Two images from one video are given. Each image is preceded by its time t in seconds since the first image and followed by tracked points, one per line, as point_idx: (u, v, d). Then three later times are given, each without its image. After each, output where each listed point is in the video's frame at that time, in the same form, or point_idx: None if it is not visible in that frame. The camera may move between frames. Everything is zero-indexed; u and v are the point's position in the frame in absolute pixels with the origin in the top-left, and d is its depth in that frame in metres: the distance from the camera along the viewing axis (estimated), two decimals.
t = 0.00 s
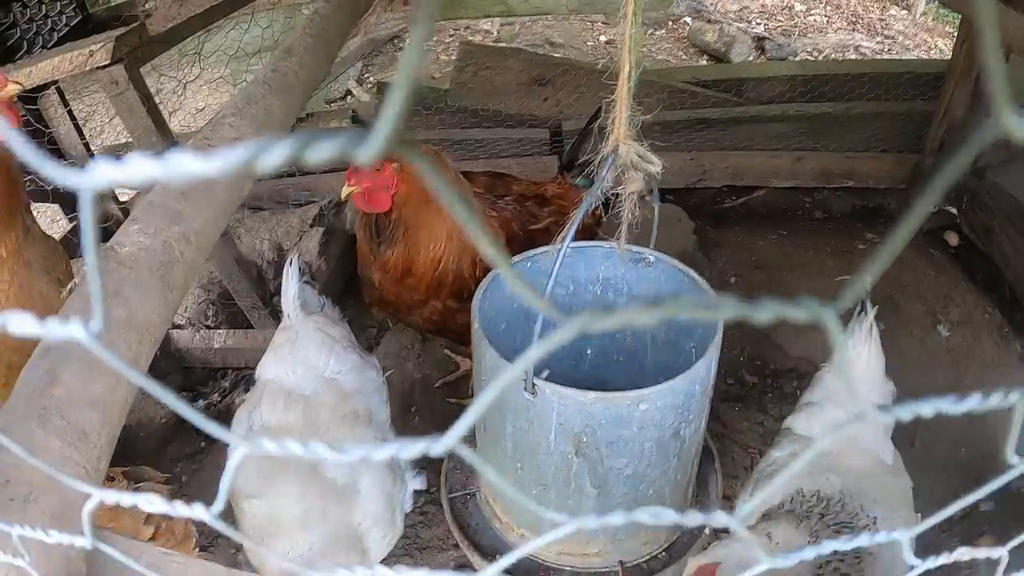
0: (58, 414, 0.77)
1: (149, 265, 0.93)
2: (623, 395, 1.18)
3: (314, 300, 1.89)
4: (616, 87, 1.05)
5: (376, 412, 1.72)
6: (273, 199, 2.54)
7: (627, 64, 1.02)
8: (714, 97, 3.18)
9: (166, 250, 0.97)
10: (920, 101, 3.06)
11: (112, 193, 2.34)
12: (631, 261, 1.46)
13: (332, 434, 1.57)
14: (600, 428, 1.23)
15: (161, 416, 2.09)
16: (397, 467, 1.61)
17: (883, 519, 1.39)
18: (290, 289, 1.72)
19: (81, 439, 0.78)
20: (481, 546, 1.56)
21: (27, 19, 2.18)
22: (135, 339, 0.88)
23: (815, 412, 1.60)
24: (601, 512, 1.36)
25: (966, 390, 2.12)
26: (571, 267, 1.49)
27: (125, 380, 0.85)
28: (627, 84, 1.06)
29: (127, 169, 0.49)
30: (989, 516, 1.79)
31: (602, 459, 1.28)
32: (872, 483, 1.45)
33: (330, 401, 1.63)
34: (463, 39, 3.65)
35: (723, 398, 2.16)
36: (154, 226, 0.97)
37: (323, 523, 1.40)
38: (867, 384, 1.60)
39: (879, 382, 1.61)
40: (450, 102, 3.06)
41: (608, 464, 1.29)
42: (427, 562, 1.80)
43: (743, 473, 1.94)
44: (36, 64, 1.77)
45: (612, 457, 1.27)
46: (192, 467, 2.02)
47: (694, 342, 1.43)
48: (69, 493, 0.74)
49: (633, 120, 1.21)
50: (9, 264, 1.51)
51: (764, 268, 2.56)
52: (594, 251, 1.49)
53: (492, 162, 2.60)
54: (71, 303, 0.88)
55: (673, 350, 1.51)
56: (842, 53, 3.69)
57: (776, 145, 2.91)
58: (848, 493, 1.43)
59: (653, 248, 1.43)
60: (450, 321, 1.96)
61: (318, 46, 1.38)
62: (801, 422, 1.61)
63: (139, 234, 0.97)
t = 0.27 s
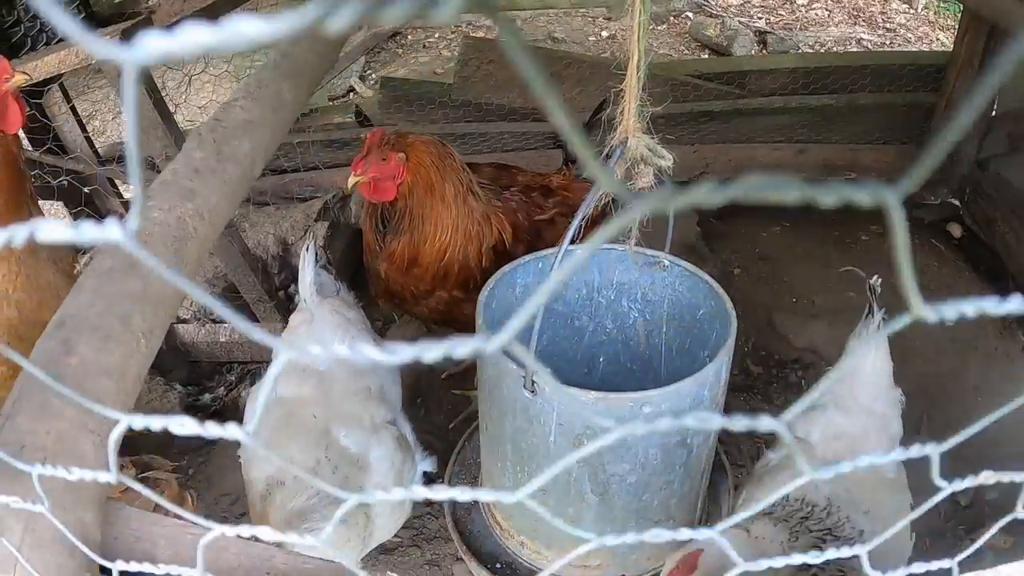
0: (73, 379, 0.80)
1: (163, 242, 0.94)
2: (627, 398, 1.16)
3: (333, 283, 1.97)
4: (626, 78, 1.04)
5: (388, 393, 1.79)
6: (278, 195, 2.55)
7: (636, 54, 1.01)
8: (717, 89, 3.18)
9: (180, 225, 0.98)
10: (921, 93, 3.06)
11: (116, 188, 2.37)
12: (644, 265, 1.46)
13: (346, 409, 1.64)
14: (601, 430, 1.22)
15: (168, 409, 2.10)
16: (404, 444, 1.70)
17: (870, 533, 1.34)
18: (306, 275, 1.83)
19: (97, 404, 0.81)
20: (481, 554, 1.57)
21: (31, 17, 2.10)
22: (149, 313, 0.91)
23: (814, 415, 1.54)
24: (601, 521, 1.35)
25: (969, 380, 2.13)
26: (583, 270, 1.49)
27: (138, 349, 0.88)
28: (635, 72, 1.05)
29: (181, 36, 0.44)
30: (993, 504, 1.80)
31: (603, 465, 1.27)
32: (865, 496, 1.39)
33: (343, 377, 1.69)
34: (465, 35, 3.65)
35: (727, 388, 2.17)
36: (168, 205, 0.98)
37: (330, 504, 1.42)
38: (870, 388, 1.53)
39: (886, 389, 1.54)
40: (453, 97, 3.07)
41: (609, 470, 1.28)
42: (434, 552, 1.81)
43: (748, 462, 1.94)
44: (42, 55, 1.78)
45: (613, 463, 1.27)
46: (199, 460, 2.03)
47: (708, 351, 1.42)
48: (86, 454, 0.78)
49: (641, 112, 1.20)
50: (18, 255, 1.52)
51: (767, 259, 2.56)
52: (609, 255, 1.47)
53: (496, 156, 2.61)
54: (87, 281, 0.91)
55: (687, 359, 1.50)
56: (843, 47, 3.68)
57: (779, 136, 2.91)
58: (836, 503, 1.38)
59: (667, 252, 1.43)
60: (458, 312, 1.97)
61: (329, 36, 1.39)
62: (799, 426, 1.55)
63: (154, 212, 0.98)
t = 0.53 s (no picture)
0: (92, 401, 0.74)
1: (180, 249, 0.92)
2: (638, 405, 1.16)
3: (350, 284, 1.98)
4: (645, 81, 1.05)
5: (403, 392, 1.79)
6: (283, 196, 2.52)
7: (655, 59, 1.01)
8: (722, 88, 3.16)
9: (196, 234, 0.95)
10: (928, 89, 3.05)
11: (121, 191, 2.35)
12: (666, 270, 1.45)
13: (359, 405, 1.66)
14: (613, 435, 1.22)
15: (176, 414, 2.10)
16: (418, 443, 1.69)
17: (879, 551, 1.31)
18: (323, 277, 1.85)
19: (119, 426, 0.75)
20: (491, 551, 1.57)
21: (34, 21, 2.10)
22: (172, 323, 0.86)
23: (824, 426, 1.52)
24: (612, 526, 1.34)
25: (980, 377, 2.12)
26: (605, 274, 1.50)
27: (159, 364, 0.82)
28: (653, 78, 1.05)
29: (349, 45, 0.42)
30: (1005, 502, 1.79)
31: (614, 470, 1.27)
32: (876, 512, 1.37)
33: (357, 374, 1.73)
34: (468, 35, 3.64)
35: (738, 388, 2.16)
36: (182, 211, 0.97)
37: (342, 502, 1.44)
38: (879, 401, 1.53)
39: (898, 403, 1.53)
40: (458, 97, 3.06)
41: (622, 476, 1.27)
42: (447, 555, 1.80)
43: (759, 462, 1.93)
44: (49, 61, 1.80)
45: (624, 469, 1.26)
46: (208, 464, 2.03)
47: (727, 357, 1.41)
48: (108, 480, 0.72)
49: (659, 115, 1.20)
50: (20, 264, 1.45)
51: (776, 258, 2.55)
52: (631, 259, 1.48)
53: (502, 156, 2.59)
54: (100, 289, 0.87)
55: (707, 364, 1.49)
56: (847, 43, 3.65)
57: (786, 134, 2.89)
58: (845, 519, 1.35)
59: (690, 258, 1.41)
60: (467, 314, 1.96)
61: (338, 40, 1.38)
62: (808, 435, 1.54)
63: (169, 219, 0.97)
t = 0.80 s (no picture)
0: (94, 422, 0.72)
1: (182, 263, 0.91)
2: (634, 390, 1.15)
3: (360, 291, 1.96)
4: (651, 74, 1.05)
5: (412, 398, 1.77)
6: (288, 201, 2.52)
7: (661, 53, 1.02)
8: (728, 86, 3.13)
9: (197, 248, 0.94)
10: (933, 85, 3.02)
11: (125, 197, 2.37)
12: (682, 260, 1.44)
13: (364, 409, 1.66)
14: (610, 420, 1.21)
15: (182, 420, 2.09)
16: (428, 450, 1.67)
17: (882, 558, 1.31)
18: (334, 283, 1.82)
19: (120, 447, 0.72)
20: (502, 525, 1.56)
21: (36, 27, 2.08)
22: (174, 338, 0.83)
23: (830, 429, 1.50)
24: (611, 506, 1.34)
25: (989, 375, 2.09)
26: (623, 261, 1.49)
27: (162, 383, 0.79)
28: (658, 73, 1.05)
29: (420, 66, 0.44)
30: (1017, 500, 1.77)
31: (611, 453, 1.26)
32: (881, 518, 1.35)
33: (364, 379, 1.72)
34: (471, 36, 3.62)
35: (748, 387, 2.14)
36: (183, 222, 0.95)
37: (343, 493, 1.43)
38: (887, 404, 1.52)
39: (906, 407, 1.52)
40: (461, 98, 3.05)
41: (620, 458, 1.26)
42: (455, 559, 1.79)
43: (769, 463, 1.91)
44: (48, 68, 1.80)
45: (622, 453, 1.25)
46: (215, 470, 2.02)
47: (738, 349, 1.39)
48: (109, 504, 0.69)
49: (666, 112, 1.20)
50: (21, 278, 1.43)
51: (784, 256, 2.53)
52: (649, 248, 1.47)
53: (506, 157, 2.58)
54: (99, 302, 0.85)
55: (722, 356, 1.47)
56: (852, 39, 3.61)
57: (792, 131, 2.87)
58: (848, 524, 1.35)
59: (704, 249, 1.41)
60: (475, 318, 1.95)
61: (341, 43, 1.37)
62: (815, 439, 1.51)
63: (169, 232, 0.95)
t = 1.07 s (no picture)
0: (94, 439, 0.71)
1: (183, 274, 0.90)
2: (631, 369, 1.15)
3: (367, 298, 1.95)
4: (657, 70, 1.04)
5: (418, 404, 1.76)
6: (292, 205, 2.51)
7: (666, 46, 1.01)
8: (731, 83, 3.12)
9: (199, 258, 0.93)
10: (938, 79, 3.00)
11: (129, 203, 2.36)
12: (701, 245, 1.41)
13: (369, 413, 1.65)
14: (609, 398, 1.21)
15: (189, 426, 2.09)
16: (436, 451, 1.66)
17: (883, 559, 1.29)
18: (341, 291, 1.81)
19: (122, 465, 0.72)
20: (516, 492, 1.53)
21: (37, 34, 2.09)
22: (177, 353, 0.83)
23: (839, 429, 1.48)
24: (614, 483, 1.32)
25: (998, 371, 2.08)
26: (644, 244, 1.47)
27: (163, 398, 0.79)
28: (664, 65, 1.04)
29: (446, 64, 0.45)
30: None
31: (611, 430, 1.24)
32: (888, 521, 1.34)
33: (370, 383, 1.71)
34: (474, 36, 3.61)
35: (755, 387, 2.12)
36: (185, 232, 0.95)
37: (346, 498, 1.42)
38: (897, 405, 1.50)
39: (916, 407, 1.50)
40: (465, 100, 3.05)
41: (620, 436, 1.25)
42: (464, 563, 1.78)
43: (778, 463, 1.90)
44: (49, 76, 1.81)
45: (620, 431, 1.24)
46: (222, 476, 2.02)
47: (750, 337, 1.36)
48: (113, 524, 0.68)
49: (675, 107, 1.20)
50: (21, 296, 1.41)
51: (791, 254, 2.51)
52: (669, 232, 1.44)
53: (510, 158, 2.57)
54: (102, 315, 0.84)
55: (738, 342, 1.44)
56: (855, 35, 3.58)
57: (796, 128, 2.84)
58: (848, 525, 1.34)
59: (722, 237, 1.38)
60: (481, 322, 1.94)
61: (342, 47, 1.36)
62: (823, 439, 1.50)
63: (170, 243, 0.94)
